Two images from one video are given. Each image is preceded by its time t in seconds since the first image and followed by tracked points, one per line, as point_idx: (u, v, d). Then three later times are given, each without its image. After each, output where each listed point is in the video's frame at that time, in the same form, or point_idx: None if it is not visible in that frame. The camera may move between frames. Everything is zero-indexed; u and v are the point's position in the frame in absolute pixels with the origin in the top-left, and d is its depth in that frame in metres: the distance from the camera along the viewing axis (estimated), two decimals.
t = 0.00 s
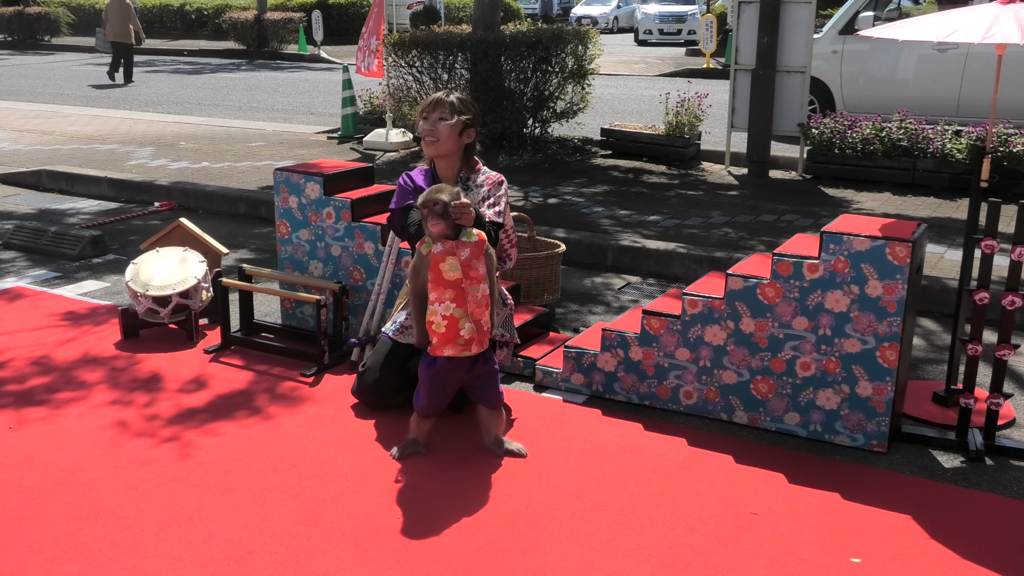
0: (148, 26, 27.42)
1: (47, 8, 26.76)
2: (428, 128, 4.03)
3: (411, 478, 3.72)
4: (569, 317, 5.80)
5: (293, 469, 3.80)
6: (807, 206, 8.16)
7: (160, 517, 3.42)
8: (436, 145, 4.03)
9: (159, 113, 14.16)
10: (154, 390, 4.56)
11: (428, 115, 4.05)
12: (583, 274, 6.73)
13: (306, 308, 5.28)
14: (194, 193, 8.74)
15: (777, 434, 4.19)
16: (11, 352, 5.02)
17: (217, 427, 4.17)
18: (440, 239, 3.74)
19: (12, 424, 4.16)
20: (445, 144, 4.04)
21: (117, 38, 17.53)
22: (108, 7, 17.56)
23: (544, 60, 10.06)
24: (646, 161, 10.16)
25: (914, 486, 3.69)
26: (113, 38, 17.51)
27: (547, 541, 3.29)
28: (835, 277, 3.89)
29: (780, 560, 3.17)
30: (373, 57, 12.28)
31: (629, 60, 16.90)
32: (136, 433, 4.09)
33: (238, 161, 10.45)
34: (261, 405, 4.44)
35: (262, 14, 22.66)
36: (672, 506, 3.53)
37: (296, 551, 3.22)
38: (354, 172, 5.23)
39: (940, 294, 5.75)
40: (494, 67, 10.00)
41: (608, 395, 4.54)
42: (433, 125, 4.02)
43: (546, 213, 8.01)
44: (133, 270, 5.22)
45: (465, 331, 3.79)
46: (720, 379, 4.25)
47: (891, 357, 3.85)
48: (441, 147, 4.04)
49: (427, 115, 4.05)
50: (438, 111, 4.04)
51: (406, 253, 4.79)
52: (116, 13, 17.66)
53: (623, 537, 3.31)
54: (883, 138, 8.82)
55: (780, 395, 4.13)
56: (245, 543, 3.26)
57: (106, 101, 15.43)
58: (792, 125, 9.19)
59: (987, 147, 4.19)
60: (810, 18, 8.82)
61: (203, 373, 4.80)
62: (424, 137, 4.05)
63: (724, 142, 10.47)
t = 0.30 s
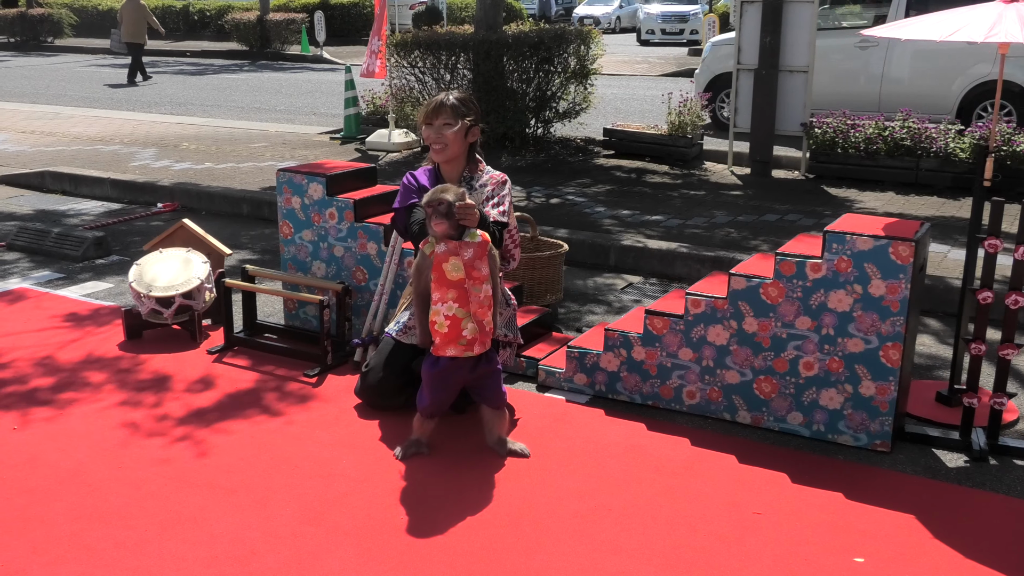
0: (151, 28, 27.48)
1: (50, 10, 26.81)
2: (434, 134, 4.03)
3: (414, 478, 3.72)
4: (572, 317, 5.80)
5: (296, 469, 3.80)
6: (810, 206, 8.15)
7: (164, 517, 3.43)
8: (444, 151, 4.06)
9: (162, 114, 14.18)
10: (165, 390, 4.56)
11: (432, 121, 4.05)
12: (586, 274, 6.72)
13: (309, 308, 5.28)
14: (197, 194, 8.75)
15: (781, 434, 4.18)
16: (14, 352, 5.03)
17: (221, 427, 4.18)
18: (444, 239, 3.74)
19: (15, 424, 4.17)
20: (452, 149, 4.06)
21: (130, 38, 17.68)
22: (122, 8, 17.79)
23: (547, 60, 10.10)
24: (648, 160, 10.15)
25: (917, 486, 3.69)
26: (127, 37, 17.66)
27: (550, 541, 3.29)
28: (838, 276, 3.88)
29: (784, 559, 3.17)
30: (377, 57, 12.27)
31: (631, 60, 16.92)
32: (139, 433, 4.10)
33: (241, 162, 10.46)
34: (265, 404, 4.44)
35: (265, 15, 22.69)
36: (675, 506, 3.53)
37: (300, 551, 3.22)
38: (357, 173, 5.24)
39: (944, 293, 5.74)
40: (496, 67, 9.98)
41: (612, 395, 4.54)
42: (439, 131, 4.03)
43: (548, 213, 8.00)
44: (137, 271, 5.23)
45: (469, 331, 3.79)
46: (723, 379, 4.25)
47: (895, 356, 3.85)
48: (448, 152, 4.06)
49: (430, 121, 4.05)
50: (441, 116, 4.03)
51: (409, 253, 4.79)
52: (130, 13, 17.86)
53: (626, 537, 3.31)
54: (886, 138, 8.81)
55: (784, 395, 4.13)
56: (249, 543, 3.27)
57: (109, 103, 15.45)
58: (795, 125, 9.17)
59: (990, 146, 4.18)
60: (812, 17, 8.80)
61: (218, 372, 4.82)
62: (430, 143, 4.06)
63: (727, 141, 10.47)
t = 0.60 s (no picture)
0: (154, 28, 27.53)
1: (53, 11, 26.83)
2: (440, 133, 4.03)
3: (416, 479, 3.73)
4: (575, 317, 5.81)
5: (298, 469, 3.81)
6: (812, 206, 8.16)
7: (167, 517, 3.44)
8: (449, 151, 4.07)
9: (165, 115, 14.20)
10: (155, 390, 4.57)
11: (438, 120, 4.05)
12: (588, 274, 6.73)
13: (312, 308, 5.29)
14: (199, 194, 8.76)
15: (783, 434, 4.18)
16: (16, 353, 5.04)
17: (222, 427, 4.19)
18: (445, 239, 3.74)
19: (17, 424, 4.18)
20: (457, 148, 4.07)
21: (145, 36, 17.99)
22: (137, 8, 18.09)
23: (549, 61, 10.10)
24: (651, 161, 10.17)
25: (920, 487, 3.69)
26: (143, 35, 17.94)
27: (552, 541, 3.30)
28: (840, 277, 3.88)
29: (786, 560, 3.18)
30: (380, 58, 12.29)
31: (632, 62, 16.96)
32: (140, 433, 4.11)
33: (243, 163, 10.47)
34: (266, 405, 4.45)
35: (268, 15, 22.72)
36: (678, 506, 3.53)
37: (302, 551, 3.23)
38: (359, 174, 5.25)
39: (946, 294, 5.74)
40: (499, 68, 9.99)
41: (614, 396, 4.54)
42: (445, 130, 4.03)
43: (550, 214, 8.01)
44: (138, 271, 5.23)
45: (470, 332, 3.80)
46: (725, 380, 4.25)
47: (897, 357, 3.85)
48: (453, 152, 4.07)
49: (436, 119, 4.04)
50: (448, 115, 4.03)
51: (411, 254, 4.79)
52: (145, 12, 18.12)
53: (629, 537, 3.31)
54: (889, 138, 8.83)
55: (786, 396, 4.13)
56: (252, 543, 3.27)
57: (112, 104, 15.48)
58: (798, 125, 9.20)
59: (993, 147, 4.18)
60: (815, 18, 8.80)
61: (201, 374, 4.81)
62: (436, 142, 4.06)
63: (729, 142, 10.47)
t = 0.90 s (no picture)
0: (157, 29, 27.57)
1: (56, 11, 26.85)
2: (443, 135, 4.04)
3: (419, 479, 3.73)
4: (577, 318, 5.80)
5: (301, 469, 3.81)
6: (815, 207, 8.16)
7: (169, 517, 3.44)
8: (452, 152, 4.08)
9: (168, 115, 14.21)
10: (156, 391, 4.58)
11: (438, 122, 4.06)
12: (590, 275, 6.73)
13: (314, 309, 5.30)
14: (202, 194, 8.77)
15: (786, 435, 4.18)
16: (18, 353, 5.04)
17: (224, 428, 4.19)
18: (447, 240, 3.74)
19: (19, 424, 4.19)
20: (460, 150, 4.08)
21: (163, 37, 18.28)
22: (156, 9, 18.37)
23: (552, 62, 10.10)
24: (654, 161, 10.17)
25: (922, 487, 3.68)
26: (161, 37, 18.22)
27: (556, 541, 3.30)
28: (842, 277, 3.88)
29: (789, 560, 3.18)
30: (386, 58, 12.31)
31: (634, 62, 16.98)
32: (142, 433, 4.12)
33: (246, 163, 10.47)
34: (268, 405, 4.45)
35: (271, 16, 22.75)
36: (681, 506, 3.53)
37: (305, 551, 3.23)
38: (361, 174, 5.26)
39: (949, 294, 5.73)
40: (501, 69, 10.01)
41: (616, 396, 4.54)
42: (447, 131, 4.04)
43: (553, 214, 8.02)
44: (141, 271, 5.24)
45: (473, 333, 3.80)
46: (727, 380, 4.25)
47: (900, 358, 3.85)
48: (456, 153, 4.08)
49: (438, 122, 4.05)
50: (449, 117, 4.03)
51: (414, 254, 4.80)
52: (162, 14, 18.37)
53: (631, 538, 3.31)
54: (892, 138, 8.83)
55: (789, 397, 4.13)
56: (255, 543, 3.28)
57: (114, 104, 15.50)
58: (800, 125, 9.15)
59: (996, 147, 4.18)
60: (817, 18, 8.80)
61: (201, 374, 4.82)
62: (438, 144, 4.07)
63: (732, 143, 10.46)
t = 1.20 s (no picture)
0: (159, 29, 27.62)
1: (59, 12, 26.88)
2: (446, 133, 4.04)
3: (421, 480, 3.73)
4: (579, 318, 5.80)
5: (303, 470, 3.81)
6: (817, 207, 8.16)
7: (172, 517, 3.45)
8: (455, 151, 4.08)
9: (171, 116, 14.23)
10: (160, 391, 4.59)
11: (441, 122, 4.06)
12: (593, 275, 6.72)
13: (317, 309, 5.29)
14: (205, 195, 8.78)
15: (788, 435, 4.18)
16: (22, 353, 5.05)
17: (228, 428, 4.19)
18: (450, 241, 3.75)
19: (22, 425, 4.19)
20: (463, 148, 4.08)
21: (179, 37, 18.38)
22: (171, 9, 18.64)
23: (554, 62, 10.07)
24: (656, 162, 10.17)
25: (926, 488, 3.68)
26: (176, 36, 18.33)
27: (559, 541, 3.30)
28: (845, 278, 3.88)
29: (791, 561, 3.17)
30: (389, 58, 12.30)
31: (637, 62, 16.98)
32: (145, 434, 4.12)
33: (249, 164, 10.48)
34: (271, 405, 4.45)
35: (274, 17, 22.78)
36: (684, 507, 3.53)
37: (308, 552, 3.23)
38: (364, 175, 5.26)
39: (952, 295, 5.73)
40: (503, 69, 10.02)
41: (619, 397, 4.54)
42: (451, 130, 4.04)
43: (556, 214, 8.03)
44: (144, 272, 5.25)
45: (476, 334, 3.80)
46: (730, 381, 4.25)
47: (902, 358, 3.84)
48: (459, 153, 4.09)
49: (440, 121, 4.06)
50: (451, 116, 4.05)
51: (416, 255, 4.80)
52: (176, 14, 18.51)
53: (634, 539, 3.31)
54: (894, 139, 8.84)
55: (791, 397, 4.13)
56: (258, 543, 3.28)
57: (117, 104, 15.53)
58: (803, 126, 9.13)
59: (998, 148, 4.17)
60: (819, 19, 8.80)
61: (208, 374, 4.82)
62: (441, 144, 4.07)
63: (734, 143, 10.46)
